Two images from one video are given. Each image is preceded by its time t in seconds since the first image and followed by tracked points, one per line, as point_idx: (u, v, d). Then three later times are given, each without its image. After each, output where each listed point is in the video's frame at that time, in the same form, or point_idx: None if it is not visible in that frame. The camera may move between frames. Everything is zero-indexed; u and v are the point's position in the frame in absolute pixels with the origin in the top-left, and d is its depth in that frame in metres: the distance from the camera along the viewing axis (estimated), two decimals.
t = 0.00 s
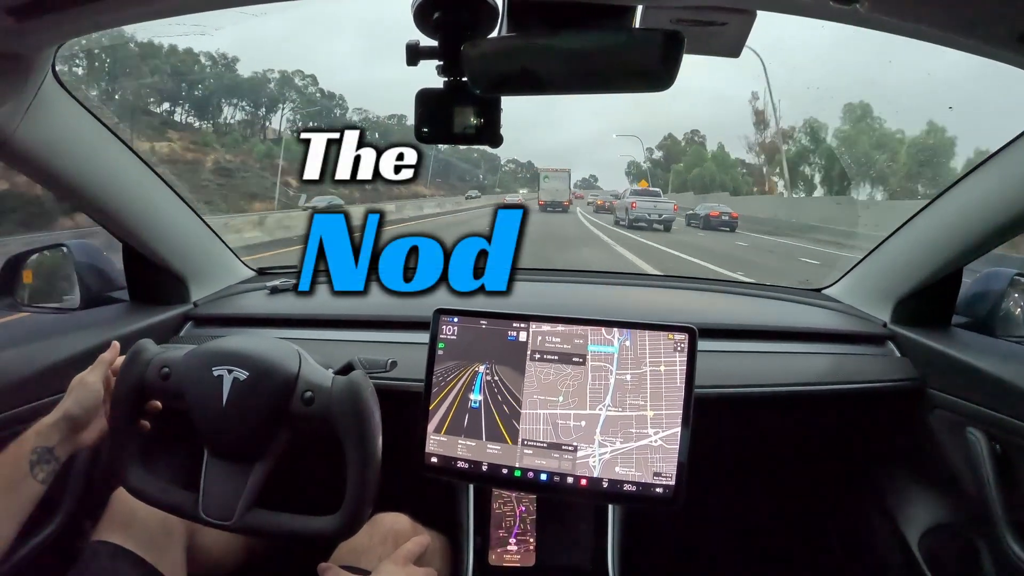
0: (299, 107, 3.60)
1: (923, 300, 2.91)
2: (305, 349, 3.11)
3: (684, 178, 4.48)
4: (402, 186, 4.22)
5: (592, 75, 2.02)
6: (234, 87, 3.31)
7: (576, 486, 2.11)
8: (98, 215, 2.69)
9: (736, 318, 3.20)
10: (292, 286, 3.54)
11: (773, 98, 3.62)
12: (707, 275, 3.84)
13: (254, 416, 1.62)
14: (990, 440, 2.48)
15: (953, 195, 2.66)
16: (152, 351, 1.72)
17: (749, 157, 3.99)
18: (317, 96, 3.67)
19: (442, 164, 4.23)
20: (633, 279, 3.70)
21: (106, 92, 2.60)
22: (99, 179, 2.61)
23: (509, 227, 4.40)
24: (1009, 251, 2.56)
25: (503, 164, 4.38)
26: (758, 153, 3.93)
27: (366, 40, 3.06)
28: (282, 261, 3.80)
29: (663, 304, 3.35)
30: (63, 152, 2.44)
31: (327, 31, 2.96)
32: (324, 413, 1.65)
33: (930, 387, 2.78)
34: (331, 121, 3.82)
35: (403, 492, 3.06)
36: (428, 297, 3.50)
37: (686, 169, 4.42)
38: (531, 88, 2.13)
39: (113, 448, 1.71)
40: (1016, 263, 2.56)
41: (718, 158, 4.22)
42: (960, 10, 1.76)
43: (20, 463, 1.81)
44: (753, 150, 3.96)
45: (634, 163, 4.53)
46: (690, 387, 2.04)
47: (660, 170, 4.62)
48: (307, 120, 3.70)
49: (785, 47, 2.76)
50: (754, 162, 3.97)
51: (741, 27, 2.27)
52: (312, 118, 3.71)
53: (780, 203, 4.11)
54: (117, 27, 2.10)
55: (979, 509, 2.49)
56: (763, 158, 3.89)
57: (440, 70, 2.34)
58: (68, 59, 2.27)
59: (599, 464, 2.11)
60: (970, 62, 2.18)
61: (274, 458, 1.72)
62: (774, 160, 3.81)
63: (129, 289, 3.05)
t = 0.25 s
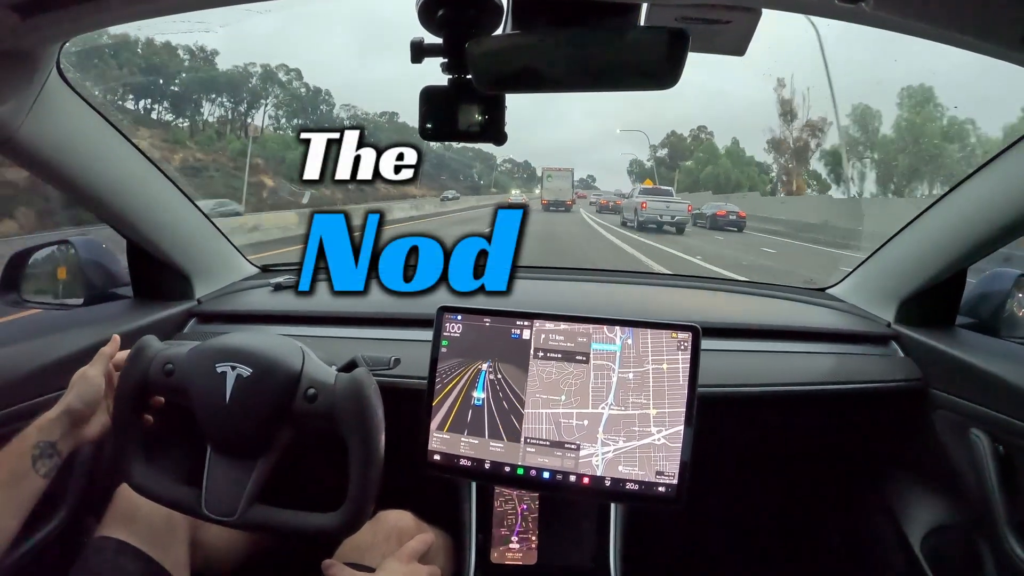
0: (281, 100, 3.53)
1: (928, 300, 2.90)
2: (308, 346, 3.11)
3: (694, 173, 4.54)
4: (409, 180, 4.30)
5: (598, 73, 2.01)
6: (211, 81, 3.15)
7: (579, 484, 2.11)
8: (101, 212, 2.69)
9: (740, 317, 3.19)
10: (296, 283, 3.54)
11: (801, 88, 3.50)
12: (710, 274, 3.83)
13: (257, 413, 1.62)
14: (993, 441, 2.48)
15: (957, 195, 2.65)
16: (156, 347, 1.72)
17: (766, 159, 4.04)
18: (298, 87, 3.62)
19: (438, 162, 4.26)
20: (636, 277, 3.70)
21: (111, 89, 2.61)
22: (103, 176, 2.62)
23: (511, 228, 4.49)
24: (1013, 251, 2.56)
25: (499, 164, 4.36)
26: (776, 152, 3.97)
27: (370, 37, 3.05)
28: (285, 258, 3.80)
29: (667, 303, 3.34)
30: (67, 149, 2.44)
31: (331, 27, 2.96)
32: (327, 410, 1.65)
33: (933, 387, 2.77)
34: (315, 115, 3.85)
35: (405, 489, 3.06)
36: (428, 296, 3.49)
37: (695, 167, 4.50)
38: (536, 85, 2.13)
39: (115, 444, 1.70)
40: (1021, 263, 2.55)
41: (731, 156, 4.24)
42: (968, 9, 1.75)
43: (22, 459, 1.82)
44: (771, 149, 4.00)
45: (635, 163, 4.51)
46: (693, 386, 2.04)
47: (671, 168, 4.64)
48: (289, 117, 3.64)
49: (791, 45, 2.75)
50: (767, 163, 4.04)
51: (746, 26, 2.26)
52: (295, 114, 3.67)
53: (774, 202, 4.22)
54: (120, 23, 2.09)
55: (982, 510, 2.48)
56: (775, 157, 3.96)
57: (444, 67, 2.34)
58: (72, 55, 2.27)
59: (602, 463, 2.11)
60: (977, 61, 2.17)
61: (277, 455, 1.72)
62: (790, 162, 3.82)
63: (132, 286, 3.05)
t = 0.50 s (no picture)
0: (262, 93, 3.47)
1: (929, 300, 2.89)
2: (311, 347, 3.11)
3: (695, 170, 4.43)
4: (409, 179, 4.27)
5: (599, 73, 2.01)
6: (186, 77, 3.02)
7: (581, 484, 2.11)
8: (104, 213, 2.70)
9: (742, 317, 3.19)
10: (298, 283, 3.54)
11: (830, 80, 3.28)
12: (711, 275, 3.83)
13: (259, 412, 1.63)
14: (995, 440, 2.47)
15: (958, 196, 2.66)
16: (158, 347, 1.72)
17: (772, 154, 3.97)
18: (274, 79, 3.56)
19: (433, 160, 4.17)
20: (639, 277, 3.70)
21: (114, 90, 2.63)
22: (107, 176, 2.63)
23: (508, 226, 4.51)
24: (1015, 250, 2.56)
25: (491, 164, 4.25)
26: (789, 150, 3.86)
27: (371, 36, 3.06)
28: (287, 258, 3.80)
29: (669, 303, 3.34)
30: (71, 150, 2.45)
31: (332, 28, 2.96)
32: (329, 410, 1.66)
33: (936, 387, 2.77)
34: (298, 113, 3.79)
35: (408, 489, 3.06)
36: (428, 296, 3.49)
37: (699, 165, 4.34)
38: (538, 86, 2.13)
39: (118, 445, 1.70)
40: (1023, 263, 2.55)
41: (747, 152, 4.07)
42: (968, 10, 1.76)
43: (28, 462, 1.80)
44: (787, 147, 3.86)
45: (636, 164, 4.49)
46: (695, 386, 2.04)
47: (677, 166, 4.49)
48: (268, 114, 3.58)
49: (792, 45, 2.75)
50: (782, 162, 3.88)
51: (747, 25, 2.26)
52: (274, 109, 3.60)
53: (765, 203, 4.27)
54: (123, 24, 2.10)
55: (984, 509, 2.48)
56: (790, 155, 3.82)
57: (446, 67, 2.34)
58: (76, 56, 2.28)
59: (604, 463, 2.11)
60: (978, 61, 2.17)
61: (279, 455, 1.72)
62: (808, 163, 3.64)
63: (134, 286, 3.06)
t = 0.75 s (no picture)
0: (234, 88, 3.41)
1: (929, 296, 2.90)
2: (311, 347, 3.12)
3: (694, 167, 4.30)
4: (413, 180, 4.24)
5: (596, 72, 2.02)
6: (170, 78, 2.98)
7: (581, 483, 2.11)
8: (104, 215, 2.70)
9: (742, 315, 3.19)
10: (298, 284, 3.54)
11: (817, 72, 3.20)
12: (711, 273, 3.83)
13: (260, 413, 1.63)
14: (995, 436, 2.48)
15: (956, 193, 2.66)
16: (157, 350, 1.72)
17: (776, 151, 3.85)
18: (248, 74, 3.50)
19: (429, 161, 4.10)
20: (639, 276, 3.70)
21: (111, 93, 2.63)
22: (107, 179, 2.63)
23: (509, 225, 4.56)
24: (1014, 246, 2.56)
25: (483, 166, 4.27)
26: (795, 150, 3.76)
27: (369, 36, 3.07)
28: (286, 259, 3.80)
29: (668, 302, 3.35)
30: (71, 153, 2.46)
31: (330, 29, 2.97)
32: (330, 410, 1.66)
33: (935, 384, 2.77)
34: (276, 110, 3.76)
35: (409, 489, 3.07)
36: (427, 297, 3.49)
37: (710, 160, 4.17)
38: (536, 85, 2.13)
39: (119, 448, 1.70)
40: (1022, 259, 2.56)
41: (763, 149, 3.89)
42: (966, 7, 1.76)
43: (29, 465, 1.79)
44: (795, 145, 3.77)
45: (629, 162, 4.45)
46: (695, 384, 2.04)
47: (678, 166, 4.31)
48: (243, 112, 3.54)
49: (790, 42, 2.75)
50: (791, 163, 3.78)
51: (744, 24, 2.27)
52: (248, 107, 3.55)
53: (757, 201, 4.36)
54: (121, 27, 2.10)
55: (985, 505, 2.48)
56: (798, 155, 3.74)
57: (444, 67, 2.35)
58: (75, 58, 2.29)
59: (605, 462, 2.12)
60: (976, 57, 2.17)
61: (281, 455, 1.73)
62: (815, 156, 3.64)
63: (135, 289, 3.06)
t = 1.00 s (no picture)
0: (211, 82, 3.14)
1: (930, 298, 2.89)
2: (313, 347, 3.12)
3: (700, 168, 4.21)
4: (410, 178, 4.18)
5: (598, 73, 2.02)
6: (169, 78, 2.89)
7: (582, 483, 2.11)
8: (106, 215, 2.71)
9: (743, 316, 3.19)
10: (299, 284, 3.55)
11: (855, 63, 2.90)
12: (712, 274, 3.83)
13: (262, 413, 1.63)
14: (997, 438, 2.47)
15: (958, 194, 2.66)
16: (159, 350, 1.72)
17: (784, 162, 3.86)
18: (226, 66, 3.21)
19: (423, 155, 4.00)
20: (640, 276, 3.70)
21: (116, 94, 2.63)
22: (110, 179, 2.64)
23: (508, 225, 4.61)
24: (1017, 248, 2.55)
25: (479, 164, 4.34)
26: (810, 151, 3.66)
27: (371, 35, 3.07)
28: (288, 259, 3.81)
29: (670, 302, 3.35)
30: (73, 153, 2.47)
31: (331, 29, 2.97)
32: (331, 411, 1.66)
33: (937, 385, 2.77)
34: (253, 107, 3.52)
35: (410, 490, 3.07)
36: (428, 297, 3.49)
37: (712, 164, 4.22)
38: (538, 86, 2.13)
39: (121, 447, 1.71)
40: None
41: (789, 142, 3.76)
42: (968, 8, 1.76)
43: (30, 463, 1.81)
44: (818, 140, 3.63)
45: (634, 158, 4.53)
46: (696, 385, 2.04)
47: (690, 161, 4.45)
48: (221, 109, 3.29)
49: (791, 43, 2.75)
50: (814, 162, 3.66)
51: (746, 24, 2.26)
52: (227, 101, 3.30)
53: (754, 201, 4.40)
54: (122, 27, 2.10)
55: (987, 507, 2.48)
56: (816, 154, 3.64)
57: (446, 68, 2.35)
58: (78, 58, 2.29)
59: (605, 463, 2.12)
60: (979, 58, 2.17)
61: (282, 455, 1.73)
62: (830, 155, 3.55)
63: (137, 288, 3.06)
